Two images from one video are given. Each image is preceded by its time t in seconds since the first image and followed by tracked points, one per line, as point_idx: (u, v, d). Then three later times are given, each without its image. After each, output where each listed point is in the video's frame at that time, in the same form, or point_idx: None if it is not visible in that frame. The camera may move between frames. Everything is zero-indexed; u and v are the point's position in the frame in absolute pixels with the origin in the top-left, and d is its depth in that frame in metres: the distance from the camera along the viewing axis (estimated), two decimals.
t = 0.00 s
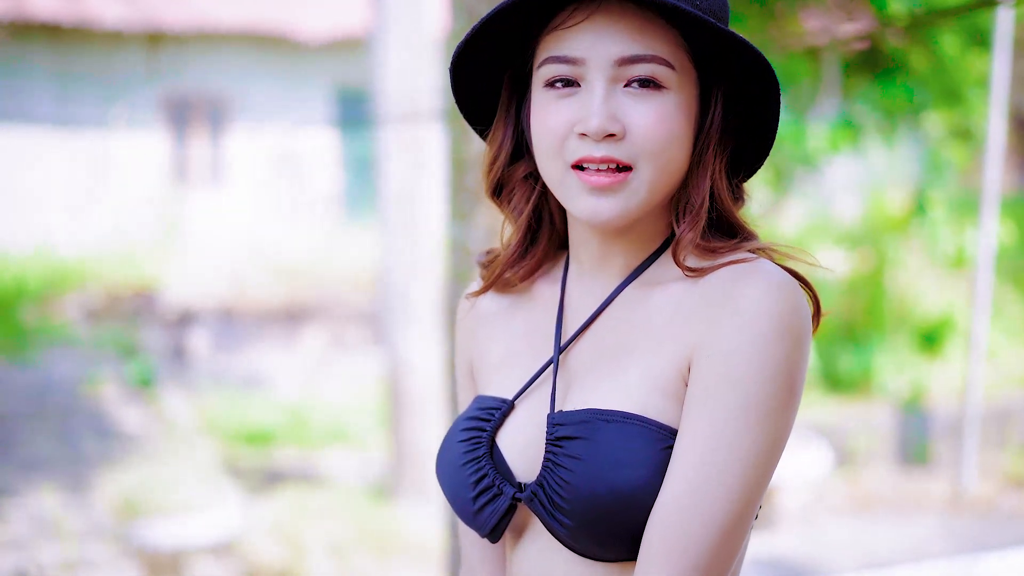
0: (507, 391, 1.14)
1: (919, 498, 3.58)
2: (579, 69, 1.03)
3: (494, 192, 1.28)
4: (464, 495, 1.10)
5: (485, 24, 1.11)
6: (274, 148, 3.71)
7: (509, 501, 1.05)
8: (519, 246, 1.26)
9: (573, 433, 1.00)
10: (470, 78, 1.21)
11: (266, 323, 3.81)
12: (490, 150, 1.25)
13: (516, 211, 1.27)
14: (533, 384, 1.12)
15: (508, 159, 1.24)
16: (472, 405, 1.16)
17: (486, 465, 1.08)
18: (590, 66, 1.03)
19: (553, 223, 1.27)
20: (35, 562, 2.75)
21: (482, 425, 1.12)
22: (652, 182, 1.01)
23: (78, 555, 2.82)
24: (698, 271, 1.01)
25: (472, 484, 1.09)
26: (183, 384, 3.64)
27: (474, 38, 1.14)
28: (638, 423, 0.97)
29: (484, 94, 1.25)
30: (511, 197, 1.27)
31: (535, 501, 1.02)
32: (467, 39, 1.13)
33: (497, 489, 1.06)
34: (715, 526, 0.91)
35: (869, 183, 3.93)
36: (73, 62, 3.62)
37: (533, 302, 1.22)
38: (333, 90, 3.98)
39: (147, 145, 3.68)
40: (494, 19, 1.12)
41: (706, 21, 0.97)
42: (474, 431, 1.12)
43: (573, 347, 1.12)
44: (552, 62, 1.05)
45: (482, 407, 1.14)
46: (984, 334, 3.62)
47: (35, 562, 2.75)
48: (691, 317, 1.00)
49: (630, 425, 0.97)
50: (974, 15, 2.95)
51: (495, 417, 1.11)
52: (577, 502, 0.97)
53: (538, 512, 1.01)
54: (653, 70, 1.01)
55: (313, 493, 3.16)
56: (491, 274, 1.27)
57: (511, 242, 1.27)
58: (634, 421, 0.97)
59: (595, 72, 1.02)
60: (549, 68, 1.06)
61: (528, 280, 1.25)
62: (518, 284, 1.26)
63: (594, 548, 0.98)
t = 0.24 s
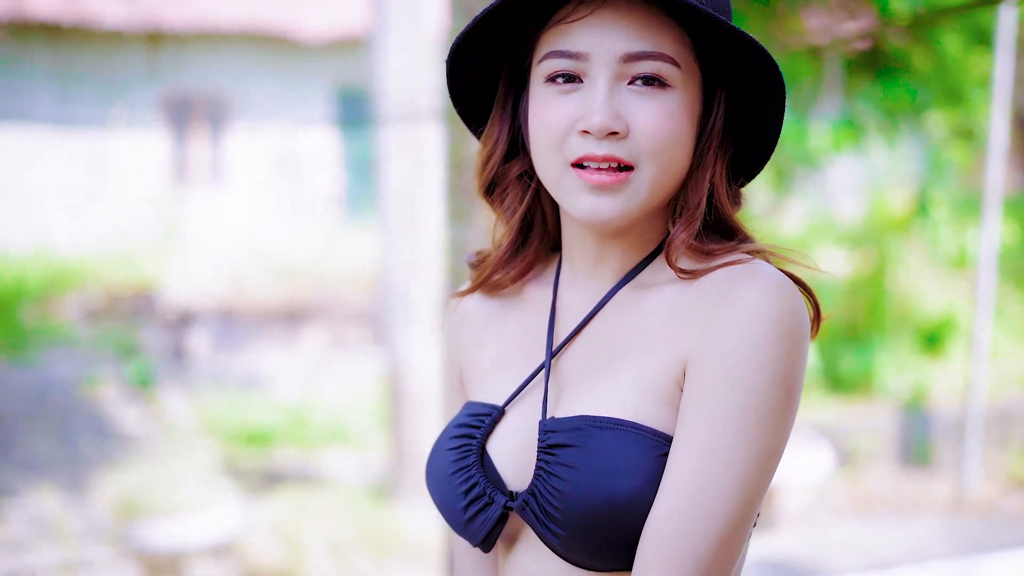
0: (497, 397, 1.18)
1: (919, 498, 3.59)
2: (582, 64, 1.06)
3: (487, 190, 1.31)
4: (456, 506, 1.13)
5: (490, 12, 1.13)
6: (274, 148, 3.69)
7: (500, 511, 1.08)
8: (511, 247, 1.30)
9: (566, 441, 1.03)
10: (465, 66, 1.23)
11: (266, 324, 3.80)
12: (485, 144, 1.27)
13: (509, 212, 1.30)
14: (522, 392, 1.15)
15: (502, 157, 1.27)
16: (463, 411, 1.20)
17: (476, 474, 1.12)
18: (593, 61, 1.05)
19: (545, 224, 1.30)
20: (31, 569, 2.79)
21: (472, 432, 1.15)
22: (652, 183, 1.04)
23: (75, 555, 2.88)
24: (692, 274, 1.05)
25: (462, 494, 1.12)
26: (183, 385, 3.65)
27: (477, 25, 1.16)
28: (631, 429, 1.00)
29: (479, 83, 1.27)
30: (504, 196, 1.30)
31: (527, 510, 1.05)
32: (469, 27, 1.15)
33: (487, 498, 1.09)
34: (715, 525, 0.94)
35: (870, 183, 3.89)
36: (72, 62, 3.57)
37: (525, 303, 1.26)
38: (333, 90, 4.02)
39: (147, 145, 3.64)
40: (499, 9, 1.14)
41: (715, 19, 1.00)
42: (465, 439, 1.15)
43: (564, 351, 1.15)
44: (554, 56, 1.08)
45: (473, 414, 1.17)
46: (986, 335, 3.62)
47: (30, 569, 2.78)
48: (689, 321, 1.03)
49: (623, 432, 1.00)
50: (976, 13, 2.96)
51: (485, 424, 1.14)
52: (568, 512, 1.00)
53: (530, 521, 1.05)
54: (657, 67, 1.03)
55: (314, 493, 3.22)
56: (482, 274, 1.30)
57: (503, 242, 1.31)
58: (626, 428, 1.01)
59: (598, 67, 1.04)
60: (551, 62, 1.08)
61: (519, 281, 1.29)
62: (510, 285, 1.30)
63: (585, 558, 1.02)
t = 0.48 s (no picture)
0: (490, 404, 1.21)
1: (918, 498, 3.61)
2: (582, 62, 1.07)
3: (481, 192, 1.35)
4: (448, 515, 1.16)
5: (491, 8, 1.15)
6: (274, 148, 3.67)
7: (493, 518, 1.11)
8: (504, 249, 1.34)
9: (559, 449, 1.06)
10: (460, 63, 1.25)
11: (267, 323, 3.81)
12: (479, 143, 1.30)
13: (503, 214, 1.35)
14: (516, 397, 1.19)
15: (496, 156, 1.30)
16: (454, 421, 1.24)
17: (468, 482, 1.15)
18: (593, 59, 1.06)
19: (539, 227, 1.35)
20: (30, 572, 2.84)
21: (464, 441, 1.19)
22: (652, 184, 1.05)
23: (76, 557, 2.93)
24: (687, 276, 1.08)
25: (455, 503, 1.15)
26: (182, 384, 3.64)
27: (475, 22, 1.17)
28: (625, 436, 1.03)
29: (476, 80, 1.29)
30: (499, 197, 1.34)
31: (519, 518, 1.07)
32: (467, 23, 1.17)
33: (480, 506, 1.12)
34: (716, 522, 0.96)
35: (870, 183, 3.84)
36: (72, 61, 3.54)
37: (518, 307, 1.30)
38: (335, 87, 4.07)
39: (147, 145, 3.63)
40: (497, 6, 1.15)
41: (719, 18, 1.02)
42: (457, 447, 1.19)
43: (558, 357, 1.18)
44: (554, 54, 1.09)
45: (464, 423, 1.21)
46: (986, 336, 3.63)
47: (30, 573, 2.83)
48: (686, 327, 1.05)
49: (617, 439, 1.03)
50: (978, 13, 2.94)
51: (477, 432, 1.18)
52: (561, 521, 1.03)
53: (523, 531, 1.07)
54: (658, 67, 1.05)
55: (313, 494, 3.28)
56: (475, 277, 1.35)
57: (496, 245, 1.35)
58: (621, 434, 1.03)
59: (599, 66, 1.06)
60: (551, 60, 1.09)
61: (511, 284, 1.34)
62: (502, 288, 1.35)
63: (577, 567, 1.04)
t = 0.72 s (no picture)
0: (482, 412, 1.26)
1: (920, 497, 3.65)
2: (579, 61, 1.09)
3: (473, 194, 1.40)
4: (441, 525, 1.20)
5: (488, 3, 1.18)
6: (274, 149, 3.68)
7: (485, 528, 1.15)
8: (498, 253, 1.39)
9: (552, 457, 1.09)
10: (454, 58, 1.29)
11: (267, 324, 3.80)
12: (473, 141, 1.35)
13: (496, 218, 1.39)
14: (509, 403, 1.23)
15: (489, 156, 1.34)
16: (446, 428, 1.28)
17: (460, 492, 1.19)
18: (590, 58, 1.08)
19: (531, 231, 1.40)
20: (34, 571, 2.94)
21: (456, 450, 1.23)
22: (648, 184, 1.07)
23: (73, 557, 3.03)
24: (682, 280, 1.13)
25: (447, 513, 1.19)
26: (182, 386, 3.62)
27: (471, 17, 1.21)
28: (618, 444, 1.07)
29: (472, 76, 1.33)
30: (492, 200, 1.39)
31: (513, 529, 1.11)
32: (463, 18, 1.21)
33: (472, 516, 1.17)
34: (716, 518, 0.99)
35: (874, 185, 3.73)
36: (73, 61, 3.54)
37: (512, 312, 1.35)
38: (335, 88, 4.02)
39: (147, 145, 3.63)
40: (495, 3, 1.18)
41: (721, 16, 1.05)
42: (449, 456, 1.23)
43: (550, 363, 1.23)
44: (550, 53, 1.11)
45: (456, 430, 1.25)
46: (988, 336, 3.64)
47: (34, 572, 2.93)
48: (683, 332, 1.09)
49: (610, 446, 1.07)
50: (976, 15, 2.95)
51: (469, 440, 1.23)
52: (553, 529, 1.06)
53: (516, 541, 1.11)
54: (656, 67, 1.07)
55: (313, 495, 3.31)
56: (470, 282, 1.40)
57: (490, 248, 1.40)
58: (616, 442, 1.07)
59: (596, 65, 1.08)
60: (548, 58, 1.11)
61: (504, 287, 1.39)
62: (495, 291, 1.39)
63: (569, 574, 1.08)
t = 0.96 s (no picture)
0: (476, 418, 1.26)
1: (922, 500, 3.63)
2: (574, 61, 1.09)
3: (467, 198, 1.41)
4: (436, 534, 1.20)
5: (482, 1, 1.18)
6: (275, 149, 3.66)
7: (480, 536, 1.14)
8: (495, 256, 1.40)
9: (547, 465, 1.09)
10: (446, 58, 1.30)
11: (267, 324, 3.78)
12: (467, 143, 1.35)
13: (492, 221, 1.40)
14: (505, 409, 1.24)
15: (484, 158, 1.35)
16: (440, 437, 1.28)
17: (455, 500, 1.19)
18: (585, 58, 1.08)
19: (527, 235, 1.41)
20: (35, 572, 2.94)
21: (451, 457, 1.23)
22: (646, 185, 1.07)
23: (72, 558, 3.02)
24: (679, 282, 1.13)
25: (442, 521, 1.19)
26: (183, 386, 3.64)
27: (464, 16, 1.21)
28: (613, 450, 1.06)
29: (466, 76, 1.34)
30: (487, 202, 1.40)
31: (508, 538, 1.10)
32: (456, 17, 1.21)
33: (466, 525, 1.16)
34: (714, 516, 0.99)
35: (877, 185, 3.72)
36: (72, 61, 3.56)
37: (509, 318, 1.36)
38: (337, 88, 4.01)
39: (148, 145, 3.62)
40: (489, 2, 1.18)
41: (720, 16, 1.05)
42: (443, 464, 1.23)
43: (545, 368, 1.24)
44: (545, 53, 1.11)
45: (451, 438, 1.25)
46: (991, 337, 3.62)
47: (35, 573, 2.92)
48: (682, 334, 1.09)
49: (604, 452, 1.06)
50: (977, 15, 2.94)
51: (463, 447, 1.23)
52: (550, 535, 1.06)
53: (511, 549, 1.10)
54: (653, 66, 1.06)
55: (313, 496, 3.31)
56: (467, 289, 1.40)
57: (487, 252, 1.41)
58: (611, 448, 1.06)
59: (591, 66, 1.07)
60: (543, 58, 1.11)
61: (500, 290, 1.40)
62: (492, 294, 1.40)
63: None
